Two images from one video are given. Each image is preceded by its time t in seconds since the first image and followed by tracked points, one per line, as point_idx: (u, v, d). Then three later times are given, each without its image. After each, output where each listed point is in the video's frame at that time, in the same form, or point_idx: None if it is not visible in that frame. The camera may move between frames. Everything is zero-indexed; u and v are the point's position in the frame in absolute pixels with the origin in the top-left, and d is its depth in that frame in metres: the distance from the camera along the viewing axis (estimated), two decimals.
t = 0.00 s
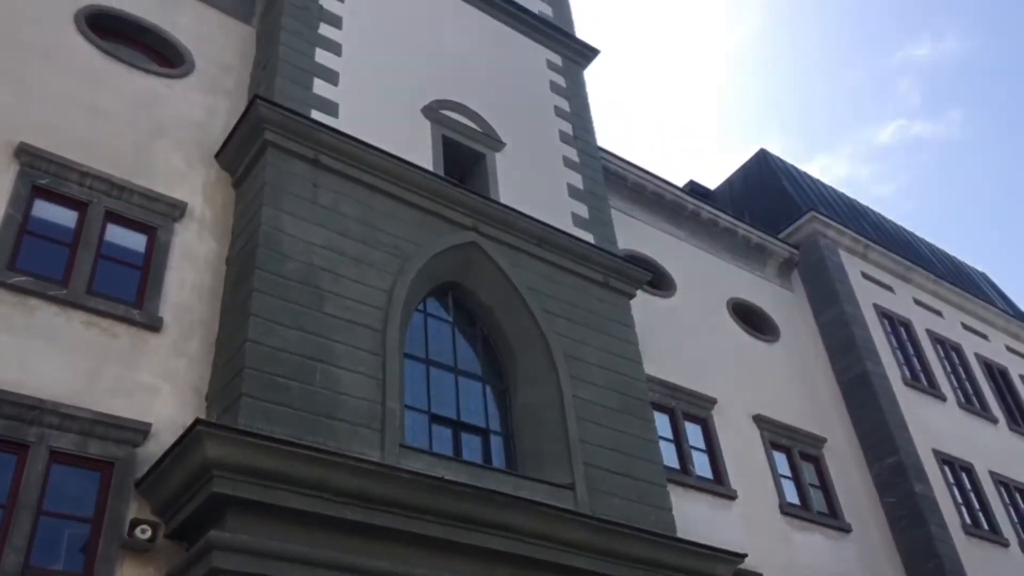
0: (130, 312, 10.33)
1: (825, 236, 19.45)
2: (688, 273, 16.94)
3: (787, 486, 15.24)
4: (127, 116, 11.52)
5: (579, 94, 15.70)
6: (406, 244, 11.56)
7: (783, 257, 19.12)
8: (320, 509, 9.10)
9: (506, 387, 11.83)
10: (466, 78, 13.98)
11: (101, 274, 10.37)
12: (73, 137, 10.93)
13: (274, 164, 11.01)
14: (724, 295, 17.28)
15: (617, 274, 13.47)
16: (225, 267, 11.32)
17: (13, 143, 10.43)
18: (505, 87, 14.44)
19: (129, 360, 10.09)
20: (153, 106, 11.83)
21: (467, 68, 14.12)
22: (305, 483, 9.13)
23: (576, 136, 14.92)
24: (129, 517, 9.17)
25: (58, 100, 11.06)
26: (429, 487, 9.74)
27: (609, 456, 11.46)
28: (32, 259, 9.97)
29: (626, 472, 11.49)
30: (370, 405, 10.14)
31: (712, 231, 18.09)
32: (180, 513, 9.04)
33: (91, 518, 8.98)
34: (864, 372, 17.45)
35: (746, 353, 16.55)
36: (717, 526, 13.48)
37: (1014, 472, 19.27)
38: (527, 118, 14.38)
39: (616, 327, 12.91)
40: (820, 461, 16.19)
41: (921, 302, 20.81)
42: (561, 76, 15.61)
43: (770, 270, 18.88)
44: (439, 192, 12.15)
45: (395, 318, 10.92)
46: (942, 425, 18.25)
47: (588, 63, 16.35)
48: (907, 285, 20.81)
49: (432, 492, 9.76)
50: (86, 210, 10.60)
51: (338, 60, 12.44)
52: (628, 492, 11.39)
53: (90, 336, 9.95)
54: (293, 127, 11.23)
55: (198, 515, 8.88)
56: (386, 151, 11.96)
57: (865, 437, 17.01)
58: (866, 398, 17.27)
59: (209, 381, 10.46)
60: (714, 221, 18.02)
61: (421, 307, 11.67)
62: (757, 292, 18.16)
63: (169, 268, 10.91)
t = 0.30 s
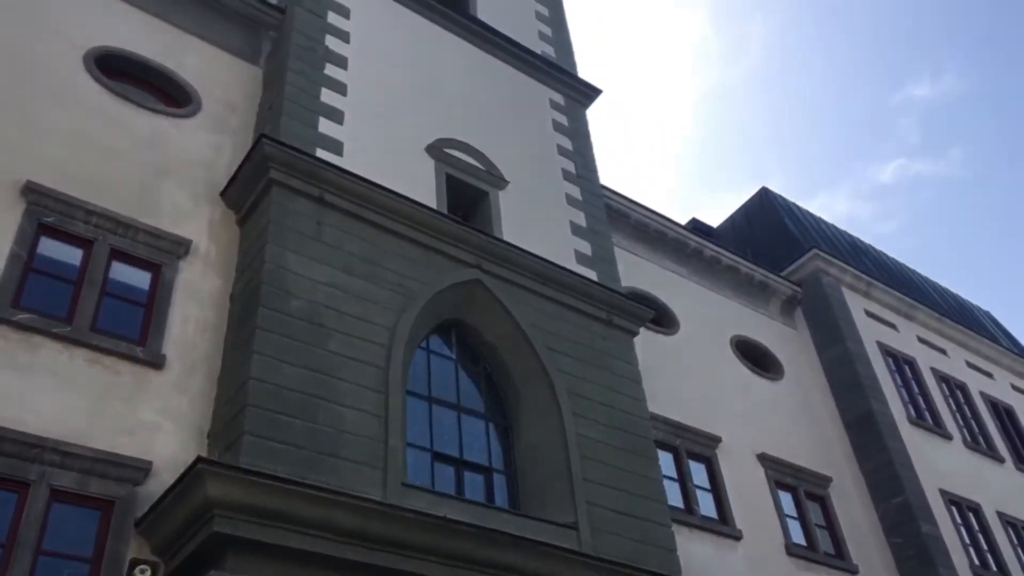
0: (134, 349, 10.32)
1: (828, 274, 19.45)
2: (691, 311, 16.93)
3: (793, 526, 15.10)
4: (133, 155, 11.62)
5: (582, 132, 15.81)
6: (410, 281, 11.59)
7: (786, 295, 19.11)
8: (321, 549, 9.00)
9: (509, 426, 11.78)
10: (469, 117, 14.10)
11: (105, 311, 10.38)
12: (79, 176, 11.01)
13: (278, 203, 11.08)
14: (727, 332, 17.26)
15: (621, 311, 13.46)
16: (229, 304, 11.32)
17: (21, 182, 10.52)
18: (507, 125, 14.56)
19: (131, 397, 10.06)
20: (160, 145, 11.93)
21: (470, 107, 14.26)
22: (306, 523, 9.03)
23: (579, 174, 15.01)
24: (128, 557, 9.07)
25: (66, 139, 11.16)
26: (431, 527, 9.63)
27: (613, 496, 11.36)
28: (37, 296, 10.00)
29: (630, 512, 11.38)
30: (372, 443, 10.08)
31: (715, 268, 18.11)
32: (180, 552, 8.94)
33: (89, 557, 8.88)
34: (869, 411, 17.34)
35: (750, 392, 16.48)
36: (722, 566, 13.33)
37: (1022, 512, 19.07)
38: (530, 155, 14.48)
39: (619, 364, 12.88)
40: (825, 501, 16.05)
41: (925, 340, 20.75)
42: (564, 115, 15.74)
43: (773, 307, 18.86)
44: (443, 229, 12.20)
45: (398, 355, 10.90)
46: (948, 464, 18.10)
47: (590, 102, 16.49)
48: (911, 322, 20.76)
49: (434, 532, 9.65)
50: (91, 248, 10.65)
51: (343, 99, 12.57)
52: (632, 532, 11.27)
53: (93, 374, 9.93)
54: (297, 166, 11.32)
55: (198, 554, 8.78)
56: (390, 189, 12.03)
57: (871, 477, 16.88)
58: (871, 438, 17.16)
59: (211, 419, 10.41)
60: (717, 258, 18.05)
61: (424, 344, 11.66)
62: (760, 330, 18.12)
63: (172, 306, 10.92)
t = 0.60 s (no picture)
0: (140, 389, 10.31)
1: (836, 318, 19.35)
2: (698, 355, 16.87)
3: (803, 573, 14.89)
4: (144, 196, 11.72)
5: (589, 176, 15.89)
6: (417, 322, 11.60)
7: (794, 339, 19.03)
8: None
9: (515, 468, 11.70)
10: (477, 160, 14.22)
11: (114, 351, 10.38)
12: (90, 216, 11.10)
13: (287, 243, 11.15)
14: (735, 377, 17.18)
15: (628, 354, 13.43)
16: (237, 344, 11.31)
17: (33, 222, 10.62)
18: (514, 168, 14.66)
19: (137, 437, 10.01)
20: (171, 187, 12.04)
21: (478, 150, 14.38)
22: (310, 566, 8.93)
23: (586, 217, 15.07)
24: None
25: (79, 181, 11.28)
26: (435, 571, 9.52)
27: (620, 540, 11.23)
28: (45, 335, 10.03)
29: (637, 557, 11.24)
30: (378, 485, 10.01)
31: (723, 312, 18.07)
32: None
33: None
34: (880, 457, 17.17)
35: (758, 437, 16.35)
36: None
37: None
38: (537, 198, 14.56)
39: (627, 407, 12.82)
40: (836, 548, 15.83)
41: (935, 386, 20.61)
42: (571, 158, 15.85)
43: (781, 351, 18.78)
44: (451, 271, 12.24)
45: (404, 397, 10.87)
46: (960, 512, 17.88)
47: (597, 146, 16.60)
48: (920, 368, 20.63)
49: None
50: (100, 288, 10.69)
51: (353, 142, 12.70)
52: None
53: (98, 413, 9.91)
54: (307, 207, 11.41)
55: None
56: (399, 231, 12.10)
57: (882, 525, 16.68)
58: (881, 485, 16.97)
59: (216, 459, 10.34)
60: (724, 301, 18.02)
61: (430, 385, 11.64)
62: (768, 375, 18.03)
63: (180, 346, 10.92)
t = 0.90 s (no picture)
0: (142, 430, 10.23)
1: (841, 357, 19.27)
2: (702, 395, 16.80)
3: None
4: (150, 237, 11.77)
5: (592, 216, 15.95)
6: (420, 362, 11.57)
7: (798, 378, 18.96)
8: None
9: (518, 510, 11.59)
10: (481, 200, 14.29)
11: (116, 391, 10.34)
12: (95, 257, 11.14)
13: (291, 284, 11.17)
14: (740, 417, 17.08)
15: (632, 394, 13.37)
16: (240, 384, 11.27)
17: (38, 263, 10.66)
18: (518, 208, 14.74)
19: (138, 479, 9.90)
20: (176, 228, 12.09)
21: (482, 191, 14.46)
22: None
23: (589, 256, 15.10)
24: None
25: (85, 223, 11.34)
26: None
27: None
28: (48, 376, 10.00)
29: None
30: (380, 527, 9.91)
31: (727, 352, 18.02)
32: None
33: None
34: (887, 499, 17.00)
35: (764, 478, 16.22)
36: None
37: None
38: (540, 238, 14.60)
39: (631, 448, 12.74)
40: None
41: (941, 426, 20.46)
42: (575, 199, 15.92)
43: (786, 391, 18.69)
44: (454, 310, 12.23)
45: (407, 437, 10.80)
46: (969, 553, 17.66)
47: (600, 186, 16.68)
48: (926, 408, 20.51)
49: None
50: (104, 328, 10.68)
51: (358, 183, 12.78)
52: None
53: (99, 454, 9.83)
54: (311, 247, 11.45)
55: None
56: (402, 271, 12.11)
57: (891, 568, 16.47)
58: (890, 526, 16.79)
59: (218, 502, 10.22)
60: (728, 340, 17.99)
61: (433, 426, 11.59)
62: (774, 415, 17.92)
63: (183, 387, 10.86)
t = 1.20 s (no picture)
0: (141, 467, 10.13)
1: (844, 395, 19.17)
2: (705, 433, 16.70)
3: None
4: (152, 274, 11.78)
5: (594, 252, 15.98)
6: (421, 398, 11.52)
7: (801, 416, 18.86)
8: None
9: (520, 549, 11.47)
10: (483, 237, 14.34)
11: (116, 427, 10.27)
12: (97, 294, 11.13)
13: (292, 320, 11.17)
14: (743, 455, 16.96)
15: (633, 431, 13.29)
16: (240, 420, 11.20)
17: (40, 300, 10.66)
18: (519, 244, 14.78)
19: (136, 517, 9.78)
20: (178, 264, 12.11)
21: (483, 228, 14.50)
22: None
23: (591, 292, 15.10)
24: None
25: (87, 259, 11.36)
26: None
27: None
28: (47, 412, 9.94)
29: None
30: (379, 567, 9.79)
31: (729, 389, 17.94)
32: None
33: None
34: (893, 538, 16.81)
35: (769, 516, 16.06)
36: None
37: None
38: (542, 274, 14.62)
39: (633, 485, 12.63)
40: None
41: (946, 464, 20.30)
42: (576, 235, 15.96)
43: (789, 429, 18.58)
44: (455, 346, 12.21)
45: (408, 475, 10.72)
46: None
47: (602, 222, 16.74)
48: (931, 446, 20.36)
49: None
50: (104, 364, 10.64)
51: (360, 219, 12.82)
52: None
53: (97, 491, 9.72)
54: (313, 283, 11.46)
55: None
56: (404, 307, 12.11)
57: None
58: (896, 566, 16.57)
59: (216, 540, 10.09)
60: (730, 377, 17.92)
61: (434, 463, 11.51)
62: (777, 454, 17.79)
63: (182, 424, 10.77)
